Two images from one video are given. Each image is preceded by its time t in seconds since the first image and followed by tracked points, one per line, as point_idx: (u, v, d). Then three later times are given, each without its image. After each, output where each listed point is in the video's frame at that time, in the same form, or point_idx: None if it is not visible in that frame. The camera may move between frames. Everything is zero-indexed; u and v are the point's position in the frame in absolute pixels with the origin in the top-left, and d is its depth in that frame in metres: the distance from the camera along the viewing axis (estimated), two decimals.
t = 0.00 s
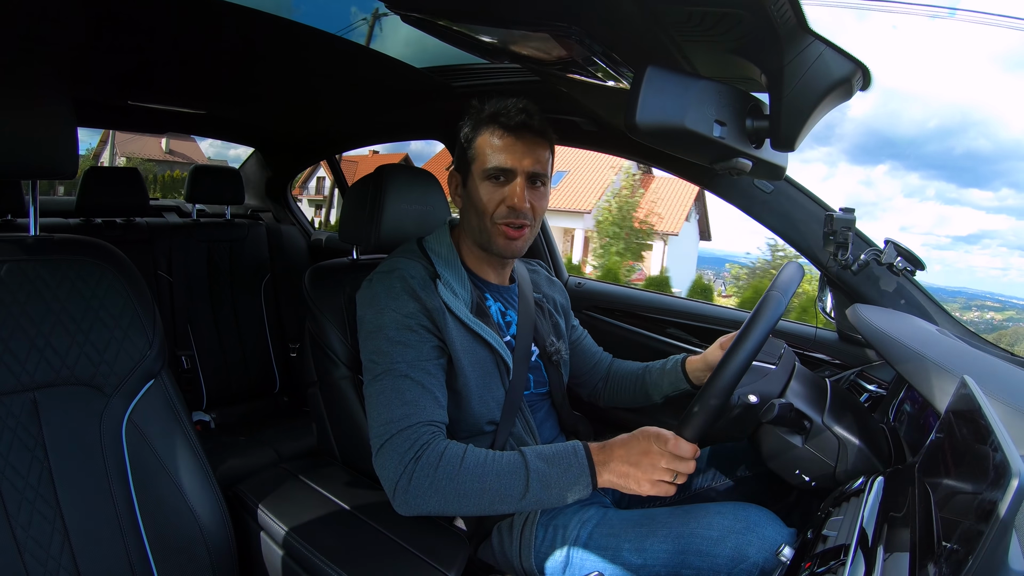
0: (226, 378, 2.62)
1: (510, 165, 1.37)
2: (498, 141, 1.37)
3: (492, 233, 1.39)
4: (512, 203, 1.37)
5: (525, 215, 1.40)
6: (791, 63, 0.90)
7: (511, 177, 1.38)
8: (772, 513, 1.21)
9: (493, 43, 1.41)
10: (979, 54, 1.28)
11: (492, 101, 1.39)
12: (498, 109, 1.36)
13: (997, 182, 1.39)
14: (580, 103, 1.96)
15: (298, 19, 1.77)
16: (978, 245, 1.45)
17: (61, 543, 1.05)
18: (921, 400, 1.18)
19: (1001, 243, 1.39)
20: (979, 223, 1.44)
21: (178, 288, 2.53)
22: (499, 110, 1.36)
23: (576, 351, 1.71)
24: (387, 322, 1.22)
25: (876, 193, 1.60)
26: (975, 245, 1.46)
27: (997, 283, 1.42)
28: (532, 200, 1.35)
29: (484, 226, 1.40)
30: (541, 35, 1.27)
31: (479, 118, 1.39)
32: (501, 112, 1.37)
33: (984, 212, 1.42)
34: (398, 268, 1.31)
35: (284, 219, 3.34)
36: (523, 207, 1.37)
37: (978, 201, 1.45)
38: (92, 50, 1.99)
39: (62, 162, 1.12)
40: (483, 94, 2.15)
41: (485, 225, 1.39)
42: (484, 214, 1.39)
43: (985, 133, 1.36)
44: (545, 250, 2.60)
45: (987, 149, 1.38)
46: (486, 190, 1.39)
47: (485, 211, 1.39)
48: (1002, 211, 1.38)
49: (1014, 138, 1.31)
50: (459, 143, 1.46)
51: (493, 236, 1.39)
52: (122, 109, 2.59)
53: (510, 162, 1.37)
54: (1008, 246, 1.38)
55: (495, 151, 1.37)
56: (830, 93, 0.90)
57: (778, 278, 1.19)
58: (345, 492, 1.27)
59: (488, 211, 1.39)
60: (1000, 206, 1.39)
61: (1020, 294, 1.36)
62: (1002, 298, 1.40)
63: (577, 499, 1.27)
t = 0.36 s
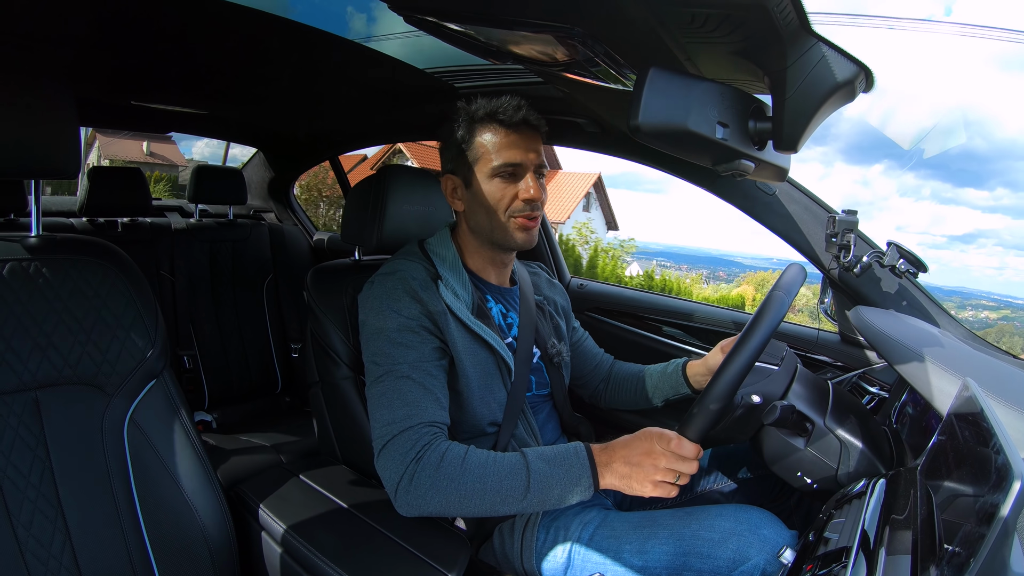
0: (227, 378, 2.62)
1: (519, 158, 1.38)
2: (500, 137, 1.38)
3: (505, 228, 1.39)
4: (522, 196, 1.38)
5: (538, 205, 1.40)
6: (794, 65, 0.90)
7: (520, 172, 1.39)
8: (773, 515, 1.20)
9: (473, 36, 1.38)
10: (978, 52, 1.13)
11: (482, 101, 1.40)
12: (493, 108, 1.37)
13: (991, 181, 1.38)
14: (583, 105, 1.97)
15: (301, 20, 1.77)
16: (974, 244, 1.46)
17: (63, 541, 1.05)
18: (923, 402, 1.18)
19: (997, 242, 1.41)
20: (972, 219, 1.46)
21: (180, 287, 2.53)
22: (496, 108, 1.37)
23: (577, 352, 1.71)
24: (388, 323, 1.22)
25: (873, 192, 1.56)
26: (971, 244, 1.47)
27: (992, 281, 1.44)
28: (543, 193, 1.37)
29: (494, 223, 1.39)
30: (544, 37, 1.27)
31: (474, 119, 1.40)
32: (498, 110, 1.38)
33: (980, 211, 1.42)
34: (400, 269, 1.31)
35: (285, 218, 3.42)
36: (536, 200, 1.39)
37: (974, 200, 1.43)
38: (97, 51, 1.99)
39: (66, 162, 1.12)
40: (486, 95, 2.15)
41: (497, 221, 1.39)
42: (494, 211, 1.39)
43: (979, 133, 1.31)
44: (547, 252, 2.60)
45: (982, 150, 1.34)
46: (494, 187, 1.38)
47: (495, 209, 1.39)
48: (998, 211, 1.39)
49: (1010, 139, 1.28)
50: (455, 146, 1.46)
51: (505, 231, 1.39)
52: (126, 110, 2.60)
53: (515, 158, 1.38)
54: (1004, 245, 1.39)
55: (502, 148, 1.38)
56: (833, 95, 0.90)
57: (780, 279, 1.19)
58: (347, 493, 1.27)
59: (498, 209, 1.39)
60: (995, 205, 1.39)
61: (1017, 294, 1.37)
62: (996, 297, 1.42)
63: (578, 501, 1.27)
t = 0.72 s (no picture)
0: (229, 377, 2.62)
1: (535, 160, 1.39)
2: (521, 137, 1.38)
3: (516, 227, 1.39)
4: (537, 197, 1.39)
5: (548, 206, 1.43)
6: (795, 60, 0.90)
7: (537, 174, 1.40)
8: (776, 511, 1.21)
9: (480, 36, 1.39)
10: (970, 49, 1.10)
11: (500, 98, 1.39)
12: (512, 107, 1.36)
13: (988, 180, 1.30)
14: (583, 102, 1.96)
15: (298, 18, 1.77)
16: (970, 245, 1.36)
17: (67, 542, 1.05)
18: (925, 397, 1.18)
19: (992, 243, 1.31)
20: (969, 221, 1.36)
21: (182, 287, 2.53)
22: (514, 108, 1.36)
23: (577, 349, 1.71)
24: (390, 321, 1.22)
25: (868, 191, 1.52)
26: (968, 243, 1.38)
27: (987, 282, 1.34)
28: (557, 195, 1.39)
29: (505, 221, 1.39)
30: (544, 34, 1.27)
31: (492, 115, 1.38)
32: (516, 110, 1.37)
33: (976, 211, 1.34)
34: (402, 267, 1.31)
35: (285, 217, 3.44)
36: (550, 201, 1.40)
37: (970, 201, 1.35)
38: (96, 52, 1.99)
39: (67, 163, 1.13)
40: (486, 92, 2.15)
41: (511, 218, 1.39)
42: (508, 209, 1.39)
43: (975, 132, 1.28)
44: (549, 250, 2.59)
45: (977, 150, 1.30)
46: (510, 186, 1.38)
47: (509, 207, 1.39)
48: (993, 211, 1.30)
49: (1005, 137, 1.24)
50: (466, 142, 1.45)
51: (517, 229, 1.40)
52: (126, 110, 2.60)
53: (532, 159, 1.38)
54: (998, 246, 1.29)
55: (518, 149, 1.38)
56: (833, 91, 0.90)
57: (782, 272, 1.20)
58: (349, 491, 1.27)
59: (512, 207, 1.39)
60: (990, 205, 1.30)
61: (1013, 294, 1.28)
62: (993, 297, 1.33)
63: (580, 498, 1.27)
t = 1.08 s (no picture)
0: (227, 377, 2.62)
1: (533, 160, 1.39)
2: (519, 136, 1.37)
3: (513, 225, 1.40)
4: (534, 196, 1.40)
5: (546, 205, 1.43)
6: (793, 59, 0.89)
7: (534, 173, 1.40)
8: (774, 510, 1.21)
9: (477, 36, 1.39)
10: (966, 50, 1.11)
11: (497, 97, 1.38)
12: (509, 106, 1.36)
13: (983, 181, 1.34)
14: (581, 101, 1.96)
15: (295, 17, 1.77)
16: (965, 244, 1.41)
17: (67, 541, 1.06)
18: (923, 396, 1.20)
19: (987, 242, 1.36)
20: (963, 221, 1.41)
21: (180, 287, 2.53)
22: (511, 107, 1.36)
23: (574, 349, 1.72)
24: (388, 321, 1.22)
25: (863, 191, 1.54)
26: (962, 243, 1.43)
27: (982, 281, 1.41)
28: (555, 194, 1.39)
29: (502, 220, 1.40)
30: (541, 33, 1.27)
31: (489, 113, 1.38)
32: (513, 109, 1.37)
33: (971, 212, 1.38)
34: (400, 267, 1.31)
35: (283, 217, 3.42)
36: (547, 200, 1.41)
37: (965, 201, 1.39)
38: (94, 51, 1.99)
39: (63, 164, 1.12)
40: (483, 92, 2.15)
41: (510, 217, 1.40)
42: (506, 208, 1.39)
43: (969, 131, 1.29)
44: (547, 250, 2.58)
45: (971, 151, 1.32)
46: (507, 185, 1.38)
47: (506, 205, 1.39)
48: (989, 211, 1.34)
49: (1000, 138, 1.28)
50: (463, 141, 1.44)
51: (514, 228, 1.40)
52: (124, 109, 2.59)
53: (528, 158, 1.38)
54: (995, 246, 1.34)
55: (516, 148, 1.37)
56: (831, 90, 0.90)
57: (780, 270, 1.20)
58: (348, 492, 1.27)
59: (509, 206, 1.39)
60: (986, 206, 1.35)
61: (1010, 294, 1.34)
62: (987, 296, 1.40)
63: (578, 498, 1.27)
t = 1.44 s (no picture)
0: (222, 381, 2.62)
1: (524, 164, 1.39)
2: (509, 140, 1.38)
3: (508, 230, 1.40)
4: (526, 199, 1.39)
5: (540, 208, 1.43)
6: (791, 68, 0.90)
7: (526, 176, 1.40)
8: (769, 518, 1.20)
9: (475, 42, 1.39)
10: (962, 57, 1.15)
11: (485, 102, 1.39)
12: (498, 111, 1.37)
13: (979, 181, 1.37)
14: (578, 108, 1.97)
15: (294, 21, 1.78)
16: (961, 244, 1.43)
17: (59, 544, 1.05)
18: (917, 406, 1.19)
19: (983, 242, 1.39)
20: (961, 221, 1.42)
21: (176, 290, 2.52)
22: (500, 111, 1.37)
23: (569, 356, 1.72)
24: (385, 326, 1.22)
25: (860, 191, 1.55)
26: (958, 243, 1.45)
27: (979, 281, 1.42)
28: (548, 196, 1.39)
29: (497, 225, 1.40)
30: (540, 41, 1.27)
31: (479, 118, 1.39)
32: (502, 114, 1.38)
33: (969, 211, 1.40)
34: (396, 272, 1.31)
35: (280, 222, 3.38)
36: (540, 202, 1.40)
37: (962, 201, 1.41)
38: (94, 52, 1.98)
39: (61, 165, 1.12)
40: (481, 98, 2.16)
41: (503, 222, 1.39)
42: (500, 213, 1.39)
43: (965, 133, 1.32)
44: (543, 257, 2.58)
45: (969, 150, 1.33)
46: (499, 190, 1.38)
47: (500, 210, 1.39)
48: (985, 211, 1.36)
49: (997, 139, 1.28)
50: (457, 148, 1.45)
51: (509, 232, 1.40)
52: (123, 111, 2.59)
53: (519, 162, 1.39)
54: (991, 245, 1.37)
55: (506, 152, 1.38)
56: (828, 99, 0.91)
57: (777, 279, 1.20)
58: (342, 497, 1.27)
59: (503, 211, 1.39)
60: (982, 205, 1.37)
61: (1006, 294, 1.37)
62: (984, 296, 1.42)
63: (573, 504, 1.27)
